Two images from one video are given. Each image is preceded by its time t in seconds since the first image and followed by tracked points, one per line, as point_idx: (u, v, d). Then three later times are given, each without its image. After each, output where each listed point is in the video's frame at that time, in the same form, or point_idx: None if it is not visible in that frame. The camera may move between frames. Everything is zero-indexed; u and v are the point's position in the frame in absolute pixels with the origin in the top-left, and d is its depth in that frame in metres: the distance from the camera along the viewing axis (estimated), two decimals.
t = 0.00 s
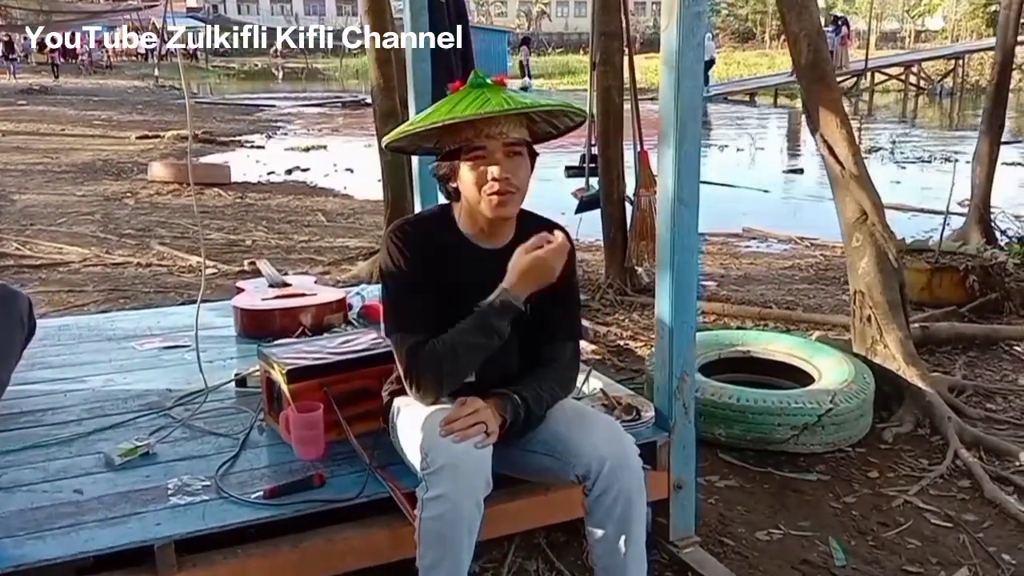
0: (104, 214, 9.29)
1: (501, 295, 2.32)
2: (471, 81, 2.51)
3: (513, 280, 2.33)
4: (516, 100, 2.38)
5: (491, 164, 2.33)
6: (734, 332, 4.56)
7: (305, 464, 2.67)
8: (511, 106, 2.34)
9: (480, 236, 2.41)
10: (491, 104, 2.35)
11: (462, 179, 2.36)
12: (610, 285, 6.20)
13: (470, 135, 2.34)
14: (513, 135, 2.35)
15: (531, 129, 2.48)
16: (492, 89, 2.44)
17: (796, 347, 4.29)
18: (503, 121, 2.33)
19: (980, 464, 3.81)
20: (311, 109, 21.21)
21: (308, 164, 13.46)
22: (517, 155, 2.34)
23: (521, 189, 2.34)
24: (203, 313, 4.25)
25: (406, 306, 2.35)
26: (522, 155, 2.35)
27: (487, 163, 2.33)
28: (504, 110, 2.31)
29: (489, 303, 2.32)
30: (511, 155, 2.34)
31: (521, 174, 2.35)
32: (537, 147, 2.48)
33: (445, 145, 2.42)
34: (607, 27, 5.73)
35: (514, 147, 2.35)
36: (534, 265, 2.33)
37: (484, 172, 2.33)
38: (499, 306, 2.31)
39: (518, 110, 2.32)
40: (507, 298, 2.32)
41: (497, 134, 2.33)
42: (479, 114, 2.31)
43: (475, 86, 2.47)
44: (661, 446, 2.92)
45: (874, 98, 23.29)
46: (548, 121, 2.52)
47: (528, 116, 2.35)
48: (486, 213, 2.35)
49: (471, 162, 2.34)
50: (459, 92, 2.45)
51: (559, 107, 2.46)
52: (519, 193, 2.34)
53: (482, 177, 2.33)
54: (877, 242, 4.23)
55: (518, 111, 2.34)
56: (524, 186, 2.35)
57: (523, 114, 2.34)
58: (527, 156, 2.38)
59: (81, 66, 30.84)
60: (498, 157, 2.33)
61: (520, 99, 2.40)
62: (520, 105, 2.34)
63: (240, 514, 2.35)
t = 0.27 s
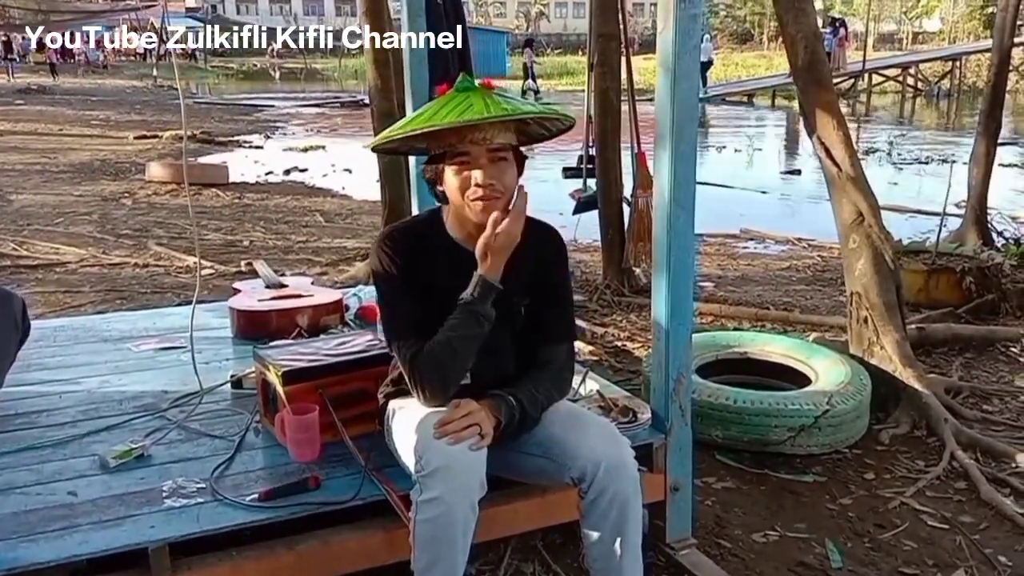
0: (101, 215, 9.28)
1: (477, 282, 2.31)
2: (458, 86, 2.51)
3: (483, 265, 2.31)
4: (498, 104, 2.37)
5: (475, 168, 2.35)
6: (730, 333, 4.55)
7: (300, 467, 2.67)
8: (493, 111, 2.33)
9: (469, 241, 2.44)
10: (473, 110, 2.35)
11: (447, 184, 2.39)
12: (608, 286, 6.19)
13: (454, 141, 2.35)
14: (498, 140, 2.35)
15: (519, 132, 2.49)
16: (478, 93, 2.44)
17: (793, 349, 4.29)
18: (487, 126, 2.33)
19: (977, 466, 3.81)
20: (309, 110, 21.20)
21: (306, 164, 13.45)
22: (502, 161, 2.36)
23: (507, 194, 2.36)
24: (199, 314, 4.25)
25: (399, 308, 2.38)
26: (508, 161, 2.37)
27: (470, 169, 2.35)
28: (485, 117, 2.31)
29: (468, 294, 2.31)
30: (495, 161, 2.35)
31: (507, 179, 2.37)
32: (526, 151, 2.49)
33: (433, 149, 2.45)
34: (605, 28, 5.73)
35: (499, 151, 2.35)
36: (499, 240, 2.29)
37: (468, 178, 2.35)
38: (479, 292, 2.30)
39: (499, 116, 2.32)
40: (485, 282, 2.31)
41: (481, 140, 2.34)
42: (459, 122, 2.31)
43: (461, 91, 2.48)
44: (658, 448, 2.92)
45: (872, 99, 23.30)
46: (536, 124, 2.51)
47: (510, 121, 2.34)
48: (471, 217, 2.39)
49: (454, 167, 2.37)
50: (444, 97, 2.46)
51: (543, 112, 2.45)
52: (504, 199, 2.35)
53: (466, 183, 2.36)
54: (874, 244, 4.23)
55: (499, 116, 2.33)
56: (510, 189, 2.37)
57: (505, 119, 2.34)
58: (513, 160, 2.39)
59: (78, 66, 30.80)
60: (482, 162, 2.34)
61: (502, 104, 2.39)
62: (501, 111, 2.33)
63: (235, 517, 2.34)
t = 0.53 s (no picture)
0: (101, 215, 9.28)
1: (472, 285, 2.30)
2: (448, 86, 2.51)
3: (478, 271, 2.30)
4: (489, 102, 2.37)
5: (469, 169, 2.34)
6: (730, 334, 4.55)
7: (299, 469, 2.66)
8: (485, 109, 2.33)
9: (464, 242, 2.43)
10: (465, 109, 2.35)
11: (441, 186, 2.38)
12: (608, 287, 6.18)
13: (446, 140, 2.35)
14: (490, 138, 2.34)
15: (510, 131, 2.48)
16: (468, 92, 2.44)
17: (793, 351, 4.28)
18: (479, 124, 2.33)
19: (977, 468, 3.80)
20: (311, 110, 21.20)
21: (308, 164, 13.44)
22: (495, 160, 2.35)
23: (501, 193, 2.35)
24: (199, 315, 4.24)
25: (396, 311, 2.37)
26: (502, 160, 2.36)
27: (465, 168, 2.34)
28: (477, 115, 2.31)
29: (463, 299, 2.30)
30: (489, 160, 2.34)
31: (501, 178, 2.36)
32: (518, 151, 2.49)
33: (426, 151, 2.44)
34: (606, 29, 5.73)
35: (492, 150, 2.34)
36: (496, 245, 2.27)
37: (462, 178, 2.34)
38: (474, 296, 2.28)
39: (491, 113, 2.32)
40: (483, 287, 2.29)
41: (473, 139, 2.33)
42: (451, 120, 2.30)
43: (451, 91, 2.48)
44: (658, 451, 2.92)
45: (874, 100, 23.29)
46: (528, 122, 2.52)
47: (503, 119, 2.34)
48: (466, 218, 2.37)
49: (448, 168, 2.36)
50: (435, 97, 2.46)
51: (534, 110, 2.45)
52: (499, 198, 2.34)
53: (460, 183, 2.35)
54: (875, 246, 4.22)
55: (491, 114, 2.33)
56: (505, 188, 2.36)
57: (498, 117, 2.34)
58: (506, 158, 2.39)
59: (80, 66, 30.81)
60: (476, 161, 2.34)
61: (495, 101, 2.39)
62: (493, 108, 2.33)
63: (233, 519, 2.34)
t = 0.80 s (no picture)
0: (103, 217, 9.29)
1: (471, 291, 2.25)
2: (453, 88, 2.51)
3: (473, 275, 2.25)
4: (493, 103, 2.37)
5: (473, 169, 2.33)
6: (732, 337, 4.54)
7: (300, 471, 2.66)
8: (489, 109, 2.32)
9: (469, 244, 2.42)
10: (469, 108, 2.33)
11: (446, 187, 2.37)
12: (610, 289, 6.17)
13: (451, 141, 2.34)
14: (494, 138, 2.33)
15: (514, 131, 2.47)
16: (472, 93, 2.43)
17: (796, 353, 4.27)
18: (485, 124, 2.32)
19: (979, 471, 3.79)
20: (313, 112, 21.21)
21: (310, 166, 13.45)
22: (500, 160, 2.34)
23: (506, 193, 2.33)
24: (200, 317, 4.24)
25: (398, 316, 2.39)
26: (506, 159, 2.35)
27: (469, 169, 2.33)
28: (481, 114, 2.30)
29: (461, 303, 2.27)
30: (493, 159, 2.33)
31: (505, 179, 2.34)
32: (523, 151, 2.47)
33: (430, 152, 2.43)
34: (610, 32, 5.73)
35: (497, 151, 2.33)
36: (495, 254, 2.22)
37: (467, 178, 2.33)
38: (473, 303, 2.25)
39: (495, 113, 2.31)
40: (482, 292, 2.26)
41: (478, 139, 2.32)
42: (455, 120, 2.30)
43: (456, 92, 2.47)
44: (660, 453, 2.91)
45: (876, 103, 23.28)
46: (531, 123, 2.51)
47: (507, 119, 2.33)
48: (471, 219, 2.36)
49: (453, 168, 2.34)
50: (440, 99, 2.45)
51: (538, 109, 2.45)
52: (503, 198, 2.33)
53: (465, 183, 2.33)
54: (877, 248, 4.21)
55: (496, 113, 2.32)
56: (509, 189, 2.34)
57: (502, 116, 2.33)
58: (511, 158, 2.37)
59: (83, 68, 30.85)
60: (480, 161, 2.32)
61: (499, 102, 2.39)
62: (498, 108, 2.33)
63: (234, 523, 2.33)
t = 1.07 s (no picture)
0: (106, 221, 9.30)
1: (478, 296, 2.24)
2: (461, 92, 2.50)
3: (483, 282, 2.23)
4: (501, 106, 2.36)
5: (480, 172, 2.32)
6: (736, 341, 4.53)
7: (303, 476, 2.66)
8: (497, 112, 2.32)
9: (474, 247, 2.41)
10: (476, 111, 2.33)
11: (452, 189, 2.36)
12: (613, 293, 6.16)
13: (459, 144, 2.33)
14: (502, 141, 2.33)
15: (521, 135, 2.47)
16: (481, 97, 2.43)
17: (800, 357, 4.26)
18: (493, 127, 2.31)
19: (983, 476, 3.78)
20: (317, 116, 21.23)
21: (313, 170, 13.46)
22: (506, 163, 2.33)
23: (512, 196, 2.34)
24: (203, 321, 4.24)
25: (404, 320, 2.39)
26: (512, 163, 2.35)
27: (476, 171, 2.32)
28: (488, 118, 2.30)
29: (469, 308, 2.25)
30: (500, 163, 2.33)
31: (512, 182, 2.34)
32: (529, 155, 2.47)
33: (438, 155, 2.43)
34: (614, 36, 5.72)
35: (503, 154, 2.33)
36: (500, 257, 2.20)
37: (474, 181, 2.32)
38: (479, 308, 2.24)
39: (502, 116, 2.31)
40: (489, 298, 2.24)
41: (486, 142, 2.32)
42: (463, 123, 2.29)
43: (465, 95, 2.47)
44: (663, 458, 2.90)
45: (880, 107, 23.25)
46: (538, 126, 2.50)
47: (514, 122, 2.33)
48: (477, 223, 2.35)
49: (460, 170, 2.33)
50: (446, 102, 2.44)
51: (546, 114, 2.44)
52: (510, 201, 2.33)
53: (472, 186, 2.32)
54: (881, 252, 4.20)
55: (504, 117, 2.32)
56: (514, 192, 2.35)
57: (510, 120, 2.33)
58: (517, 162, 2.37)
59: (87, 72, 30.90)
60: (487, 165, 2.32)
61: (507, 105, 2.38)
62: (505, 111, 2.32)
63: (235, 528, 2.33)
